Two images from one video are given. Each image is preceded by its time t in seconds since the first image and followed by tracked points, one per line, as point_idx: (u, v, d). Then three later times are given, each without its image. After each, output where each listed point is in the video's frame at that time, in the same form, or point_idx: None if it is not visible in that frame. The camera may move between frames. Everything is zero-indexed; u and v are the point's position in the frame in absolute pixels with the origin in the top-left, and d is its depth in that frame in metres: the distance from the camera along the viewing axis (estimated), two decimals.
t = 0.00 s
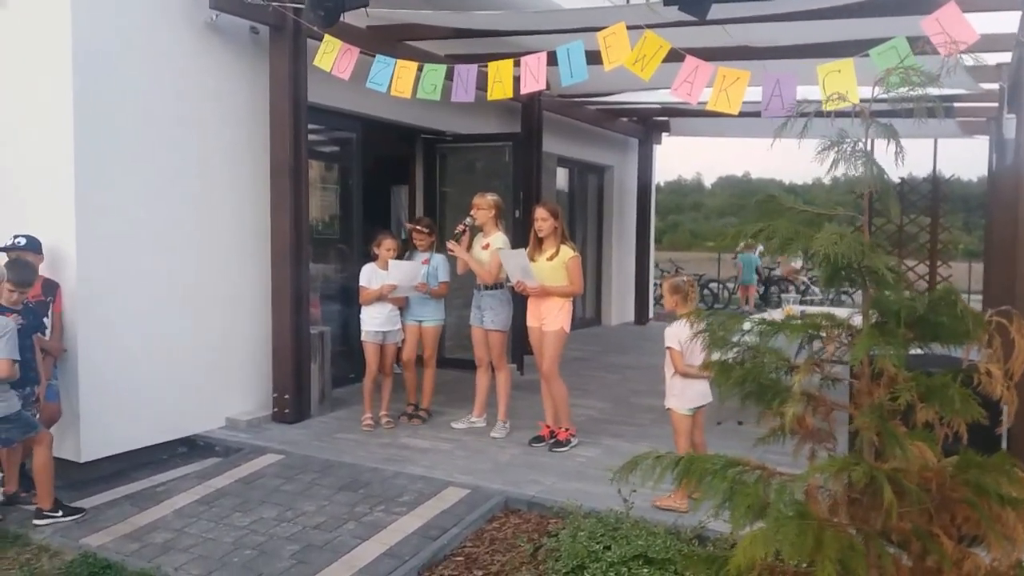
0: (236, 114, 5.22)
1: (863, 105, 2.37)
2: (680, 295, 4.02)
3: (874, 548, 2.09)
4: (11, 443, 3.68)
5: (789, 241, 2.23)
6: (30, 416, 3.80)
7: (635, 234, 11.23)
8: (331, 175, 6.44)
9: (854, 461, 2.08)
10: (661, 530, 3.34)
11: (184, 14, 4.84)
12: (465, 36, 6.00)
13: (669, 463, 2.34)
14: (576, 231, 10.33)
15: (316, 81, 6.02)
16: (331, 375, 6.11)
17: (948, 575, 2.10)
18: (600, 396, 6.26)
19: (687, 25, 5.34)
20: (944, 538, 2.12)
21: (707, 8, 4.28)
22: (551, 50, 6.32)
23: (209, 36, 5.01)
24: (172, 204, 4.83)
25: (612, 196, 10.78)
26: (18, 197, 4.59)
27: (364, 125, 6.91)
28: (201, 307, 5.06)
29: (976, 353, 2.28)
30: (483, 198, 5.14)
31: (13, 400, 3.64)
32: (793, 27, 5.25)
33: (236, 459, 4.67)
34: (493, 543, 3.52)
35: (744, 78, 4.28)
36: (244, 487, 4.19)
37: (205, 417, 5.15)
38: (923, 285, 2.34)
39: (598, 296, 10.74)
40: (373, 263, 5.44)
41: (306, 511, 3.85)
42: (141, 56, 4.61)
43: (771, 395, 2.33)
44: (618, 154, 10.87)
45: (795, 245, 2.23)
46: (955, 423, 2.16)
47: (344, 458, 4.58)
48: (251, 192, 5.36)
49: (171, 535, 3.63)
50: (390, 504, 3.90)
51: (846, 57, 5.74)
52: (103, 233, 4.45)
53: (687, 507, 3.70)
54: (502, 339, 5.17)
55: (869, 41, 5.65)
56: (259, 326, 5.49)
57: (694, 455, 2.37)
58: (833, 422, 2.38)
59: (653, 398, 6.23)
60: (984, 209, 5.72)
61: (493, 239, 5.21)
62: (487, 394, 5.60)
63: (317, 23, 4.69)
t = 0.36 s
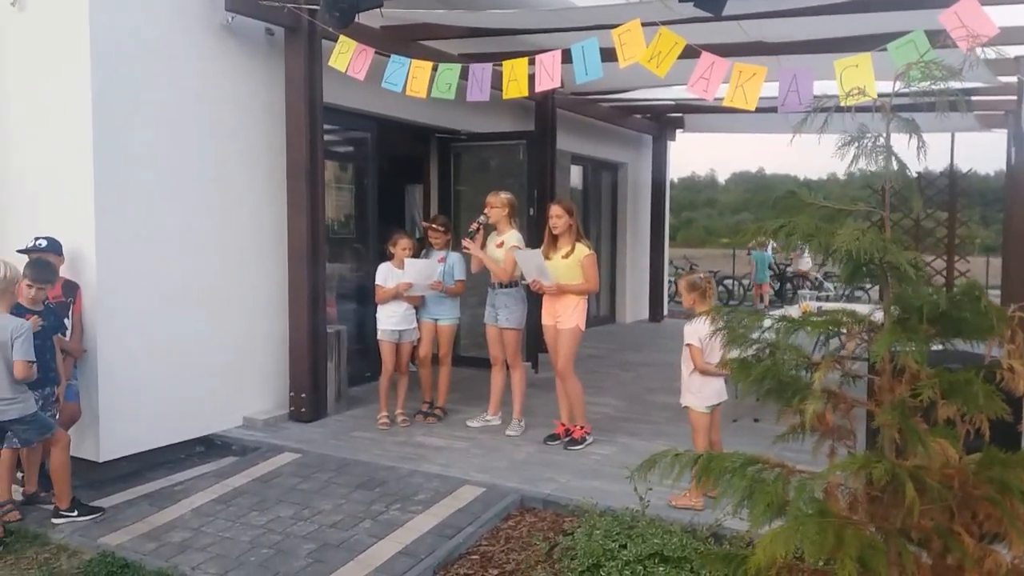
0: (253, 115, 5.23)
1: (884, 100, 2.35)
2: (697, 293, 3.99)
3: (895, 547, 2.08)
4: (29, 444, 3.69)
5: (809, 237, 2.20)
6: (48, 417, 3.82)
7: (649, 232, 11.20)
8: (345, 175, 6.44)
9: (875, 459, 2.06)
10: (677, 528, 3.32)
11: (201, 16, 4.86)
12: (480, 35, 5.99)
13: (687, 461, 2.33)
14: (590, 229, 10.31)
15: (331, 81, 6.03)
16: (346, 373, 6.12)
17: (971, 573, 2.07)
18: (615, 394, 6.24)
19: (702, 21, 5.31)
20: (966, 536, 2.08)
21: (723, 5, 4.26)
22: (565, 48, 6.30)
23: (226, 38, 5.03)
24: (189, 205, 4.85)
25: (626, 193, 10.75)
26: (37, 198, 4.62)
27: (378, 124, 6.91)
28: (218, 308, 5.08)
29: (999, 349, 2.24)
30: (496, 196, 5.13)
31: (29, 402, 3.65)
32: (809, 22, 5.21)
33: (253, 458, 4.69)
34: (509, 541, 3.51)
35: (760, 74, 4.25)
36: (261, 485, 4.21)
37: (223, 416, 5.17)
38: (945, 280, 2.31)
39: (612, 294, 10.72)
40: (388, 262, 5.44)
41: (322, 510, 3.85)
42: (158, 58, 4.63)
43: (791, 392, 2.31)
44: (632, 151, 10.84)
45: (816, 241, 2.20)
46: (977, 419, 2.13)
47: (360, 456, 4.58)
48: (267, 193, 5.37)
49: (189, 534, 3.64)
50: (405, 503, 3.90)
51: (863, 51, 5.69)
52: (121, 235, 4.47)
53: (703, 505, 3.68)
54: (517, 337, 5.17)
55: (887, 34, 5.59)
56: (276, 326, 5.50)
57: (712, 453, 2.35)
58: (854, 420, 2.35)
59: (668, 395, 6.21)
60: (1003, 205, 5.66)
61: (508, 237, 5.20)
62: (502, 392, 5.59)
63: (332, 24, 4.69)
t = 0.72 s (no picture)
0: (254, 115, 5.23)
1: (887, 99, 2.36)
2: (697, 291, 3.99)
3: (901, 543, 2.09)
4: (31, 445, 3.69)
5: (813, 235, 2.21)
6: (50, 418, 3.82)
7: (650, 231, 11.20)
8: (346, 175, 6.43)
9: (881, 455, 2.07)
10: (681, 525, 3.31)
11: (202, 17, 4.86)
12: (480, 35, 5.98)
13: (691, 459, 2.33)
14: (590, 228, 10.31)
15: (332, 81, 6.03)
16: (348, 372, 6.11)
17: (976, 568, 2.09)
18: (617, 392, 6.24)
19: (704, 19, 5.31)
20: (971, 531, 2.09)
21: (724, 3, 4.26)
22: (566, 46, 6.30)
23: (227, 39, 5.03)
24: (190, 205, 4.85)
25: (626, 192, 10.76)
26: (38, 200, 4.62)
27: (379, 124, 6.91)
28: (220, 308, 5.08)
29: (1003, 345, 2.25)
30: (496, 196, 5.12)
31: (31, 402, 3.65)
32: (810, 19, 5.21)
33: (255, 458, 4.68)
34: (512, 539, 3.51)
35: (762, 72, 4.25)
36: (263, 485, 4.20)
37: (225, 416, 5.17)
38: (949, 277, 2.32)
39: (612, 293, 10.72)
40: (389, 262, 5.44)
41: (325, 509, 3.85)
42: (159, 59, 4.62)
43: (795, 390, 2.31)
44: (632, 150, 10.85)
45: (820, 239, 2.21)
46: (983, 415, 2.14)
47: (362, 455, 4.58)
48: (269, 193, 5.37)
49: (192, 534, 3.64)
50: (408, 501, 3.89)
51: (864, 49, 5.69)
52: (123, 236, 4.47)
53: (707, 502, 3.68)
54: (517, 337, 5.17)
55: (888, 31, 5.59)
56: (278, 326, 5.50)
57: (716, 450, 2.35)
58: (859, 417, 2.35)
59: (670, 393, 6.21)
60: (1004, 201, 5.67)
61: (508, 237, 5.20)
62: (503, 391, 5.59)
63: (333, 24, 4.68)
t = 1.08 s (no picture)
0: (255, 114, 5.22)
1: (893, 96, 2.33)
2: (696, 290, 3.98)
3: (904, 545, 2.09)
4: (31, 445, 3.67)
5: (817, 234, 2.20)
6: (49, 417, 3.80)
7: (651, 230, 11.18)
8: (346, 175, 6.41)
9: (884, 456, 2.05)
10: (682, 526, 3.30)
11: (205, 15, 4.85)
12: (482, 33, 5.97)
13: (693, 459, 2.32)
14: (591, 227, 10.29)
15: (333, 80, 6.02)
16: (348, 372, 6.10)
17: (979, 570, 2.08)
18: (617, 392, 6.23)
19: (705, 18, 5.30)
20: (974, 532, 2.08)
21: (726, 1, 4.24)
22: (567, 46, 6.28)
23: (228, 38, 5.02)
24: (191, 205, 4.84)
25: (627, 191, 10.75)
26: (39, 200, 4.60)
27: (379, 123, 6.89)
28: (221, 308, 5.07)
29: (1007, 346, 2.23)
30: (497, 195, 5.11)
31: (31, 402, 3.63)
32: (812, 19, 5.20)
33: (255, 458, 4.67)
34: (512, 540, 3.49)
35: (765, 71, 4.23)
36: (263, 486, 4.19)
37: (224, 416, 5.15)
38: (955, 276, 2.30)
39: (613, 293, 10.71)
40: (390, 261, 5.43)
41: (325, 510, 3.84)
42: (160, 57, 4.61)
43: (799, 389, 2.31)
44: (633, 149, 10.83)
45: (825, 238, 2.19)
46: (987, 416, 2.12)
47: (362, 456, 4.57)
48: (269, 192, 5.36)
49: (191, 534, 3.62)
50: (408, 502, 3.88)
51: (867, 48, 5.67)
52: (123, 236, 4.46)
53: (707, 503, 3.67)
54: (518, 336, 5.16)
55: (890, 30, 5.57)
56: (278, 326, 5.48)
57: (718, 450, 2.34)
58: (862, 417, 2.34)
59: (671, 393, 6.20)
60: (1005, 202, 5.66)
61: (509, 236, 5.18)
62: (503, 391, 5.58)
63: (336, 24, 4.67)
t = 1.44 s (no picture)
0: (257, 119, 5.22)
1: (897, 95, 2.32)
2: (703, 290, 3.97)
3: (914, 545, 2.09)
4: (39, 450, 3.67)
5: (823, 234, 2.19)
6: (57, 421, 3.81)
7: (654, 231, 11.18)
8: (349, 178, 6.41)
9: (894, 456, 2.04)
10: (689, 527, 3.29)
11: (206, 20, 4.86)
12: (483, 36, 5.98)
13: (701, 462, 2.32)
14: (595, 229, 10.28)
15: (335, 83, 6.02)
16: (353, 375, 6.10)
17: (991, 571, 2.07)
18: (622, 393, 6.22)
19: (707, 18, 5.30)
20: (985, 532, 2.07)
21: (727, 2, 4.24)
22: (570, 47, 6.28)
23: (229, 42, 5.02)
24: (194, 208, 4.84)
25: (630, 192, 10.75)
26: (43, 206, 4.61)
27: (382, 126, 6.89)
28: (226, 311, 5.08)
29: (1014, 345, 2.23)
30: (501, 197, 5.11)
31: (39, 407, 3.64)
32: (815, 18, 5.20)
33: (261, 462, 4.67)
34: (519, 542, 3.49)
35: (768, 71, 4.24)
36: (270, 489, 4.19)
37: (230, 420, 5.15)
38: (961, 275, 2.29)
39: (617, 294, 10.71)
40: (395, 264, 5.42)
41: (331, 513, 3.84)
42: (161, 61, 4.61)
43: (805, 391, 2.30)
44: (636, 150, 10.83)
45: (831, 238, 2.19)
46: (996, 416, 2.11)
47: (368, 458, 4.57)
48: (273, 195, 5.36)
49: (198, 538, 3.63)
50: (415, 505, 3.88)
51: (870, 46, 5.67)
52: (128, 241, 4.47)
53: (714, 504, 3.67)
54: (522, 338, 5.15)
55: (894, 28, 5.57)
56: (283, 329, 5.49)
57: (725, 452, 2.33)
58: (869, 418, 2.33)
59: (676, 394, 6.19)
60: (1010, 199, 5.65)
61: (512, 238, 5.18)
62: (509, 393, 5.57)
63: (337, 27, 4.66)
